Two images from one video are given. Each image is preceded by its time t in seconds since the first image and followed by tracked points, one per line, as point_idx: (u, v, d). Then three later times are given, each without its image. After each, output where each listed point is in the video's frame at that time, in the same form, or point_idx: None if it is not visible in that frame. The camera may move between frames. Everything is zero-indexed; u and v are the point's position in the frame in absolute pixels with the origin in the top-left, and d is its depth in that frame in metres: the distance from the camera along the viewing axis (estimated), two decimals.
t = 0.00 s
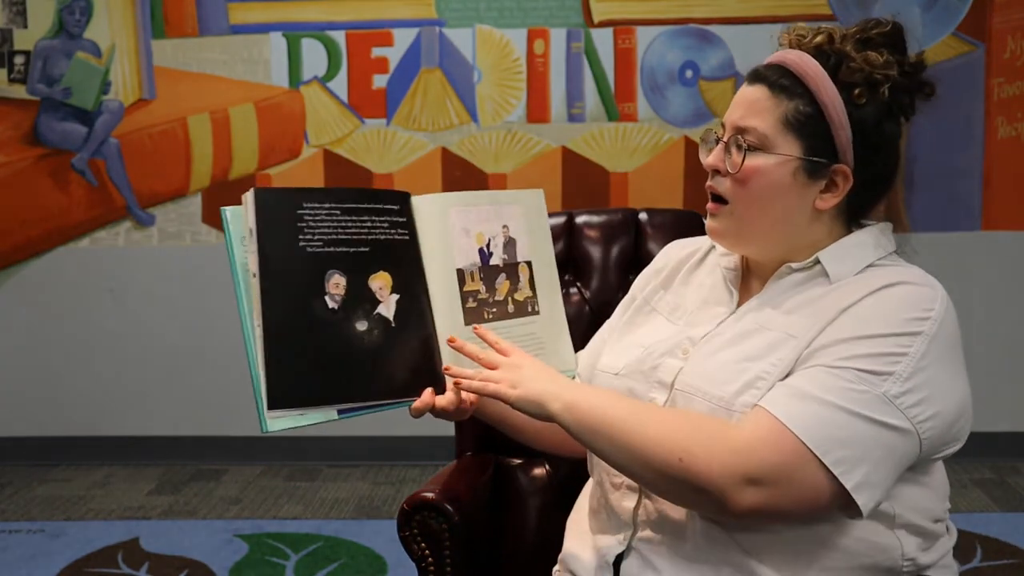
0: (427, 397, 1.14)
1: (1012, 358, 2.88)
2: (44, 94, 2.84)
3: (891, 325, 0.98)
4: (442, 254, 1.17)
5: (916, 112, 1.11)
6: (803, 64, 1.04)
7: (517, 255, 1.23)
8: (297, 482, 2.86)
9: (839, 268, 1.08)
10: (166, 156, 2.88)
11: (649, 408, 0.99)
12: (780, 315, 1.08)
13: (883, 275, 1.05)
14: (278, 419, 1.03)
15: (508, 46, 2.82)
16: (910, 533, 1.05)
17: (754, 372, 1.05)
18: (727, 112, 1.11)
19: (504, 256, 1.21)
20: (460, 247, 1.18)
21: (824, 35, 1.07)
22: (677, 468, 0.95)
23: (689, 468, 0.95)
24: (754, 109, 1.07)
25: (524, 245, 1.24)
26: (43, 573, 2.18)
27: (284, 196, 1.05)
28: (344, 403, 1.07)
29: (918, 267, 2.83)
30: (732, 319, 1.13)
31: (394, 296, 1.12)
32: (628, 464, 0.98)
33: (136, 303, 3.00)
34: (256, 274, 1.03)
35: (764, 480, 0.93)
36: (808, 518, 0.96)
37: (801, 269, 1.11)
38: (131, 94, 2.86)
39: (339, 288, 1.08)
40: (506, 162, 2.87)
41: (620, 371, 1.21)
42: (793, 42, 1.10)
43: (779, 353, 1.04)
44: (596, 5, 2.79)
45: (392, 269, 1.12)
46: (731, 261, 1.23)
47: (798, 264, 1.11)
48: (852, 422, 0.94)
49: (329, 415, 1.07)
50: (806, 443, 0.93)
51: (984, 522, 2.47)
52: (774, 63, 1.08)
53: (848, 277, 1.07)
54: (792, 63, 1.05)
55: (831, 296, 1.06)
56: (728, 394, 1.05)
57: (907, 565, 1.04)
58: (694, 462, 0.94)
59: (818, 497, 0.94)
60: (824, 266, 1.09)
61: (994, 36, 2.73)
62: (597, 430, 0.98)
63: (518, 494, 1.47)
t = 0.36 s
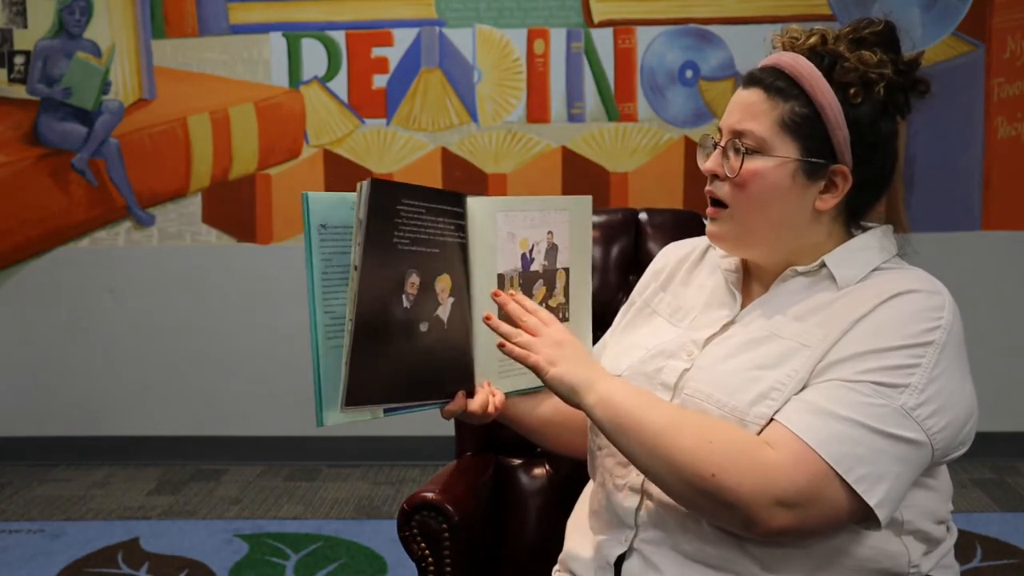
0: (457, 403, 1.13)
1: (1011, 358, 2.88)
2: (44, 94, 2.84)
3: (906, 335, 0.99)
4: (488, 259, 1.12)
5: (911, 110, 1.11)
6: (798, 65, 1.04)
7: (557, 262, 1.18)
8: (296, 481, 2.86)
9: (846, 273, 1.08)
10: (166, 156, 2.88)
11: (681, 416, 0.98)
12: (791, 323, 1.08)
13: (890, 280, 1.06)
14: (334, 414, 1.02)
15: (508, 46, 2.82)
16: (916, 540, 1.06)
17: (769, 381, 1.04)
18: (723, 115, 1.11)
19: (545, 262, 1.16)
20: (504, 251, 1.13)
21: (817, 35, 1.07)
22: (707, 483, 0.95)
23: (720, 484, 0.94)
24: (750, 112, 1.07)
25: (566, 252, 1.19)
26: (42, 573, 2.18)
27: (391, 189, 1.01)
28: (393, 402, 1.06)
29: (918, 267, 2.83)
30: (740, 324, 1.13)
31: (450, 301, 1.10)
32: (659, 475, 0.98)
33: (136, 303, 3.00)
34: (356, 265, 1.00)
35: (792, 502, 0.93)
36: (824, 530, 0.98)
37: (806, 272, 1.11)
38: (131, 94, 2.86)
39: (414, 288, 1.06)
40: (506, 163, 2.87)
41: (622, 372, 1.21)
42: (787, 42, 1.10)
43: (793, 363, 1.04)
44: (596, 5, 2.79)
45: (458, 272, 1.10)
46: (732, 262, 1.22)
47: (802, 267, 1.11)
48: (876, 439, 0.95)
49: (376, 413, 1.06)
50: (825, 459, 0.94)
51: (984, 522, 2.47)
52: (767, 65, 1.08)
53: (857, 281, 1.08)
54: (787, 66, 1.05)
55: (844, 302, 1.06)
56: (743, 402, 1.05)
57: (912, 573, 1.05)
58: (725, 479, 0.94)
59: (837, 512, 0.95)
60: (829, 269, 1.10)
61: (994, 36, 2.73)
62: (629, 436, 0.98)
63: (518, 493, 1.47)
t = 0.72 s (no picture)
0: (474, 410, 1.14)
1: (1011, 358, 2.88)
2: (44, 94, 2.84)
3: (918, 335, 0.99)
4: (501, 265, 1.12)
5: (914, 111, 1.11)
6: (807, 66, 1.05)
7: (564, 265, 1.18)
8: (296, 481, 2.86)
9: (853, 272, 1.08)
10: (166, 156, 2.88)
11: (701, 408, 0.98)
12: (801, 323, 1.08)
13: (901, 279, 1.05)
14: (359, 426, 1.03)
15: (508, 46, 2.82)
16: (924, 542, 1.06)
17: (780, 382, 1.04)
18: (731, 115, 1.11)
19: (555, 265, 1.16)
20: (517, 256, 1.13)
21: (824, 36, 1.08)
22: (723, 475, 0.95)
23: (738, 478, 0.95)
24: (760, 112, 1.07)
25: (573, 253, 1.19)
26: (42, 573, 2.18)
27: (416, 200, 1.01)
28: (413, 413, 1.07)
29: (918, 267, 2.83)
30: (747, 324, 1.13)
31: (468, 308, 1.10)
32: (677, 464, 0.98)
33: (136, 303, 3.00)
34: (383, 278, 1.00)
35: (809, 501, 0.94)
36: (837, 531, 0.98)
37: (812, 272, 1.11)
38: (131, 94, 2.86)
39: (434, 296, 1.06)
40: (506, 162, 2.87)
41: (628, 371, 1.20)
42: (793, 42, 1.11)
43: (804, 363, 1.04)
44: (596, 5, 2.79)
45: (474, 279, 1.10)
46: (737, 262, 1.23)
47: (809, 267, 1.11)
48: (886, 438, 0.95)
49: (397, 423, 1.07)
50: (840, 458, 0.94)
51: (984, 522, 2.47)
52: (774, 65, 1.08)
53: (866, 280, 1.08)
54: (796, 67, 1.06)
55: (854, 299, 1.06)
56: (756, 401, 1.05)
57: None
58: (744, 472, 0.94)
59: (850, 512, 0.95)
60: (836, 269, 1.10)
61: (994, 36, 2.73)
62: (651, 422, 0.98)
63: (519, 494, 1.47)
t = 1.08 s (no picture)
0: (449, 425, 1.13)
1: (1011, 358, 2.88)
2: (44, 94, 2.84)
3: (946, 339, 1.01)
4: (475, 276, 1.12)
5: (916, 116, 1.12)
6: (822, 65, 1.06)
7: (546, 268, 1.19)
8: (297, 482, 2.86)
9: (864, 275, 1.09)
10: (166, 156, 2.88)
11: (773, 428, 0.96)
12: (822, 332, 1.08)
13: (917, 282, 1.08)
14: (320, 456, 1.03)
15: (508, 46, 2.82)
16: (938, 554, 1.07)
17: (805, 396, 1.04)
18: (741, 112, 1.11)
19: (534, 271, 1.18)
20: (494, 266, 1.13)
21: (834, 37, 1.10)
22: (794, 498, 0.93)
23: (808, 502, 0.93)
24: (773, 109, 1.07)
25: (555, 256, 1.21)
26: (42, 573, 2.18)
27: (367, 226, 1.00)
28: (379, 437, 1.07)
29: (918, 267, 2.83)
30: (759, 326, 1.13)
31: (438, 326, 1.09)
32: (743, 484, 0.95)
33: (136, 302, 3.00)
34: (335, 310, 0.99)
35: (871, 525, 0.94)
36: (877, 553, 0.98)
37: (820, 274, 1.12)
38: (131, 94, 2.86)
39: (397, 318, 1.05)
40: (506, 162, 2.87)
41: (637, 376, 1.19)
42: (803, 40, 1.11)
43: (829, 373, 1.04)
44: (596, 5, 2.79)
45: (441, 298, 1.09)
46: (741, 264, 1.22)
47: (818, 269, 1.12)
48: (931, 456, 0.97)
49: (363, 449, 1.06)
50: (893, 479, 0.95)
51: (984, 522, 2.47)
52: (786, 63, 1.09)
53: (878, 284, 1.09)
54: (809, 66, 1.07)
55: (874, 306, 1.07)
56: (780, 413, 1.04)
57: None
58: (817, 499, 0.92)
59: (897, 533, 0.96)
60: (845, 270, 1.11)
61: (994, 36, 2.73)
62: (715, 436, 0.95)
63: (518, 494, 1.47)
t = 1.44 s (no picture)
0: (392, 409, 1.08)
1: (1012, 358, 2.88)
2: (44, 94, 2.84)
3: (980, 351, 0.99)
4: (439, 259, 1.09)
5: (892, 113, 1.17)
6: (843, 65, 1.05)
7: (544, 257, 1.15)
8: (297, 482, 2.86)
9: (880, 274, 1.08)
10: (166, 156, 2.88)
11: (883, 465, 0.90)
12: (848, 345, 1.06)
13: (938, 286, 1.05)
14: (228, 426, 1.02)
15: (508, 46, 2.82)
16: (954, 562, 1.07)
17: (838, 409, 1.01)
18: (765, 108, 1.07)
19: (523, 259, 1.14)
20: (460, 250, 1.10)
21: (835, 40, 1.09)
22: (907, 542, 0.88)
23: (917, 544, 0.88)
24: (808, 105, 1.04)
25: (558, 244, 1.15)
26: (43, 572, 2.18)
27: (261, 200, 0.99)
28: (299, 414, 1.05)
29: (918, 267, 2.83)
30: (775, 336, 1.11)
31: (368, 308, 1.06)
32: (857, 525, 0.89)
33: (136, 303, 2.99)
34: (223, 283, 0.99)
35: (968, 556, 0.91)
36: None
37: (834, 275, 1.11)
38: (131, 94, 2.86)
39: (313, 295, 1.04)
40: (506, 162, 2.87)
41: (654, 388, 1.15)
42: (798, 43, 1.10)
43: (857, 389, 1.02)
44: (596, 5, 2.79)
45: (369, 278, 1.06)
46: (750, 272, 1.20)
47: (832, 269, 1.11)
48: (994, 478, 0.94)
49: (282, 425, 1.05)
50: (972, 511, 0.92)
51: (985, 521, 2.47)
52: (799, 62, 1.07)
53: (892, 284, 1.08)
54: (834, 66, 1.05)
55: (892, 313, 1.06)
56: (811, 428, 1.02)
57: None
58: (925, 539, 0.88)
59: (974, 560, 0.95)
60: (859, 269, 1.09)
61: (994, 36, 2.73)
62: (835, 476, 0.88)
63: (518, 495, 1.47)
